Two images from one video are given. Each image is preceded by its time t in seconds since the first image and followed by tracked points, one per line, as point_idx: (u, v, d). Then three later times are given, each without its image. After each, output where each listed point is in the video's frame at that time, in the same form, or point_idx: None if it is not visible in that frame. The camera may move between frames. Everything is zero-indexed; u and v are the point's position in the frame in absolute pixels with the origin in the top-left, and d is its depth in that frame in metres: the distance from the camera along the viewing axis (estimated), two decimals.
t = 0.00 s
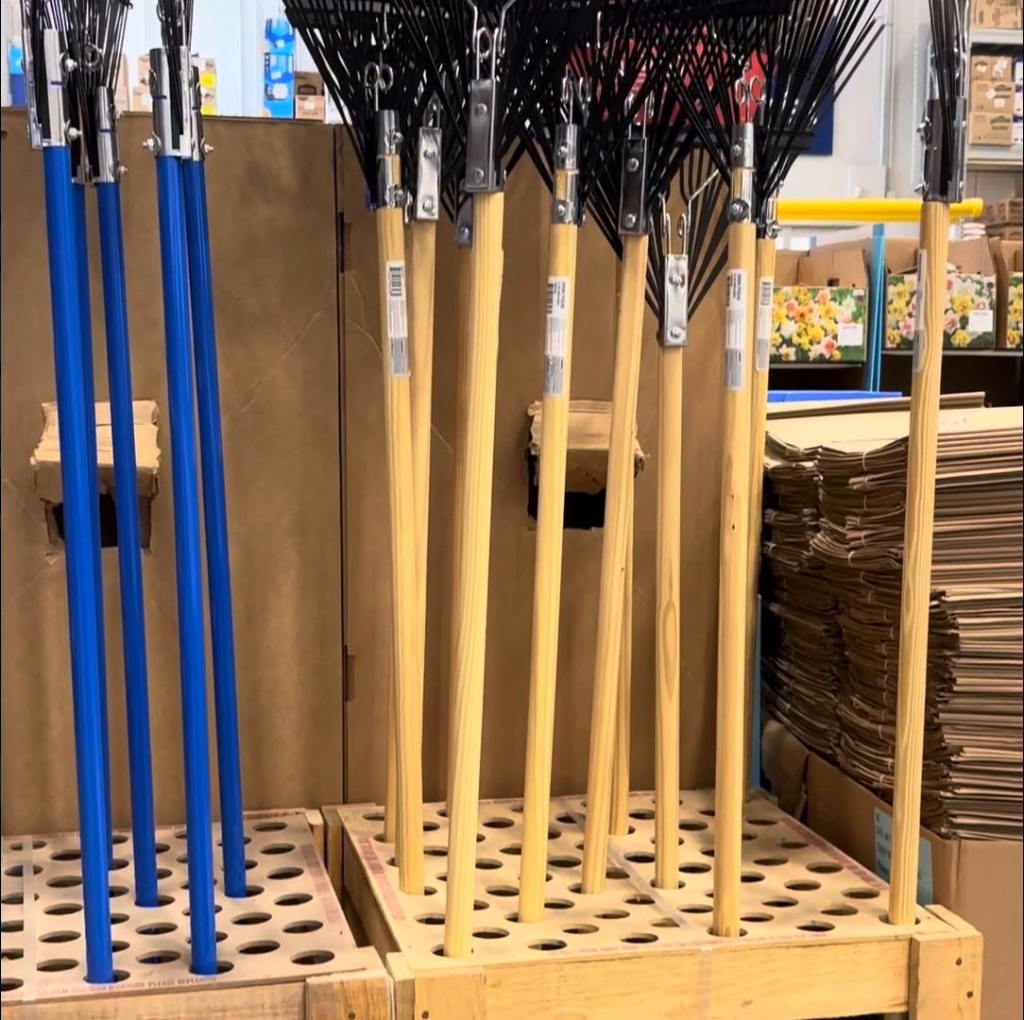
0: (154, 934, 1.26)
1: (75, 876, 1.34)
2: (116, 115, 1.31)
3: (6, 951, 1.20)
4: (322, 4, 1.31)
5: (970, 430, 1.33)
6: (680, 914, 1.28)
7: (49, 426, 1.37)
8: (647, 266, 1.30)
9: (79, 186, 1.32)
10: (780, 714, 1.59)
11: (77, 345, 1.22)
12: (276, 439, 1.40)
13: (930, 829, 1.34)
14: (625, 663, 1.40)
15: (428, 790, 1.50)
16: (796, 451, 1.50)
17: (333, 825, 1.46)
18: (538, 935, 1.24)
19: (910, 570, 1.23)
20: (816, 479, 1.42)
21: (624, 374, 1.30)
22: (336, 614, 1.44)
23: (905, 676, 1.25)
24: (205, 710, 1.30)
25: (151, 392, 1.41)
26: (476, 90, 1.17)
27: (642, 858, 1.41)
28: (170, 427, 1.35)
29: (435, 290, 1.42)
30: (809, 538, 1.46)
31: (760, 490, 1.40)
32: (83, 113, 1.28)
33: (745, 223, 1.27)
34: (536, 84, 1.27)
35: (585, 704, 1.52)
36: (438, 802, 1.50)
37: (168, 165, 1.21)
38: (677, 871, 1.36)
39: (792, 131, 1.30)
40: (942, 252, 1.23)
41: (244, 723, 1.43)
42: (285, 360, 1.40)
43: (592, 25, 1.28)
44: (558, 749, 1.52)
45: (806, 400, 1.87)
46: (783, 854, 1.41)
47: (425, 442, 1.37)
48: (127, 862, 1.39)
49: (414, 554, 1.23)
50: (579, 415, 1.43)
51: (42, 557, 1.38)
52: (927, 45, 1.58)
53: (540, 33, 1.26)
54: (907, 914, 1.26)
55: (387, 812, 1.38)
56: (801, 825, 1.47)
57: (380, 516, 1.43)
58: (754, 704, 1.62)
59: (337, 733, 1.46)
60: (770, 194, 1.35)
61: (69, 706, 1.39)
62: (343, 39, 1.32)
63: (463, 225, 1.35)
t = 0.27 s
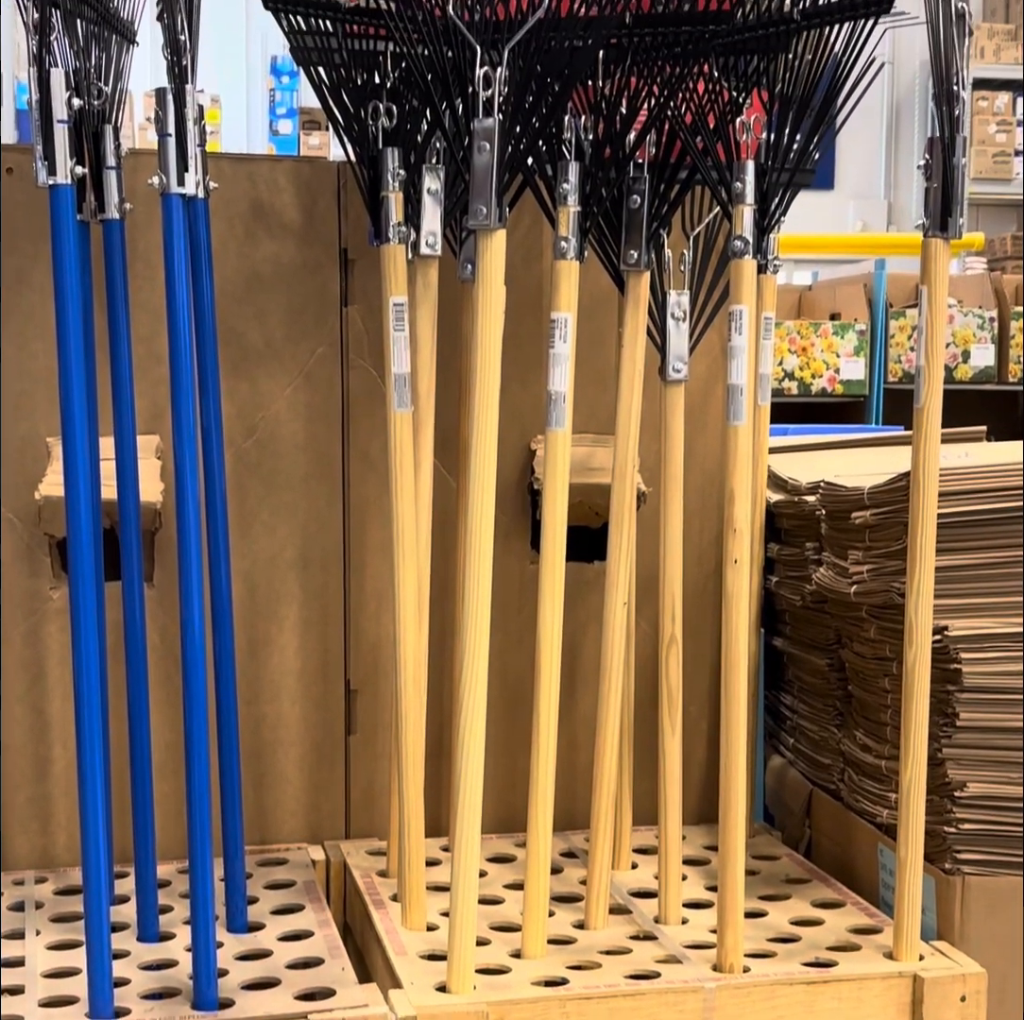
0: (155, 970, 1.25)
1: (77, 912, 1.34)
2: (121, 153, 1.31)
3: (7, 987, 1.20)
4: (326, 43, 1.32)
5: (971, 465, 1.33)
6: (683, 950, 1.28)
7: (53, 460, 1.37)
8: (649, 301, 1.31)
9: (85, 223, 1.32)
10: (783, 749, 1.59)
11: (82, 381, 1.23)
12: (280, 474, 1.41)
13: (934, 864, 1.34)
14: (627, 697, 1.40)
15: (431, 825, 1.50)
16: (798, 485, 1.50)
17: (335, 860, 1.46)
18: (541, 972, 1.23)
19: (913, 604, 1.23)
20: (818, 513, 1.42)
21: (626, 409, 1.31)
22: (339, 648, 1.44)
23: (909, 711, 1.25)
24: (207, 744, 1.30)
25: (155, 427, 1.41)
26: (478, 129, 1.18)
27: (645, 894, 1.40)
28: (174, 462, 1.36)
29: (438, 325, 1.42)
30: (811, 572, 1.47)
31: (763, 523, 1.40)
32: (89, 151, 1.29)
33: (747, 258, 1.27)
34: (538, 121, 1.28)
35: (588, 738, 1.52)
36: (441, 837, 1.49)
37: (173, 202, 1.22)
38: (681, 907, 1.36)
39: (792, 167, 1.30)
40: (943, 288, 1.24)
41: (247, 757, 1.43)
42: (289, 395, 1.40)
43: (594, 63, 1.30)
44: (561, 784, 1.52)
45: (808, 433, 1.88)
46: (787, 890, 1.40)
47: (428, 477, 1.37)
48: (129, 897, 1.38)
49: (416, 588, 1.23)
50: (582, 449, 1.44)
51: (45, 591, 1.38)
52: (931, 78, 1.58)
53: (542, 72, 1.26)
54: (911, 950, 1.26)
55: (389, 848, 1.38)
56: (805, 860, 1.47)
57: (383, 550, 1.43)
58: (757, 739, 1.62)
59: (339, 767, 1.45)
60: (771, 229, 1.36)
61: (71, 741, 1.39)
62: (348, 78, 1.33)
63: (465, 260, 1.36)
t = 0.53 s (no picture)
0: (160, 1003, 1.25)
1: (82, 944, 1.33)
2: (129, 185, 1.32)
3: None
4: (333, 77, 1.32)
5: (976, 495, 1.33)
6: (689, 983, 1.27)
7: (61, 490, 1.37)
8: (653, 333, 1.31)
9: (92, 255, 1.33)
10: (789, 780, 1.58)
11: (89, 414, 1.23)
12: (286, 504, 1.41)
13: (941, 896, 1.34)
14: (633, 728, 1.40)
15: (437, 856, 1.49)
16: (803, 515, 1.50)
17: (340, 892, 1.45)
18: (547, 1006, 1.22)
19: (918, 635, 1.22)
20: (823, 544, 1.42)
21: (631, 440, 1.31)
22: (345, 679, 1.44)
23: (915, 743, 1.24)
24: (212, 775, 1.30)
25: (162, 457, 1.42)
26: (483, 162, 1.19)
27: (651, 926, 1.40)
28: (181, 493, 1.36)
29: (444, 357, 1.43)
30: (817, 603, 1.47)
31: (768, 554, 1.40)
32: (96, 184, 1.29)
33: (750, 291, 1.29)
34: (543, 155, 1.28)
35: (594, 769, 1.52)
36: (446, 868, 1.49)
37: (181, 236, 1.23)
38: (687, 939, 1.35)
39: (797, 200, 1.30)
40: (946, 319, 1.24)
41: (252, 789, 1.43)
42: (295, 426, 1.41)
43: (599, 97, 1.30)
44: (566, 816, 1.52)
45: (813, 462, 1.89)
46: (793, 922, 1.40)
47: (433, 507, 1.37)
48: (134, 929, 1.38)
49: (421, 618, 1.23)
50: (587, 479, 1.44)
51: (51, 622, 1.38)
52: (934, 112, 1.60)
53: (547, 106, 1.27)
54: (918, 983, 1.24)
55: (394, 879, 1.37)
56: (811, 892, 1.46)
57: (388, 580, 1.43)
58: (764, 770, 1.62)
59: (345, 798, 1.45)
60: (776, 261, 1.35)
61: (77, 772, 1.39)
62: (354, 112, 1.34)
63: (471, 291, 1.36)
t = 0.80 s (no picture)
0: None
1: (90, 970, 1.32)
2: (140, 213, 1.32)
3: None
4: (344, 105, 1.33)
5: (987, 522, 1.33)
6: (700, 1012, 1.26)
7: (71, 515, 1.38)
8: (663, 360, 1.32)
9: (104, 281, 1.33)
10: (800, 807, 1.58)
11: (100, 440, 1.24)
12: (296, 530, 1.41)
13: (952, 924, 1.33)
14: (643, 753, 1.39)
15: (446, 882, 1.49)
16: (813, 540, 1.50)
17: (349, 919, 1.45)
18: None
19: (928, 662, 1.22)
20: (833, 569, 1.42)
21: (640, 466, 1.31)
22: (354, 704, 1.44)
23: (926, 770, 1.23)
24: (221, 801, 1.29)
25: (173, 483, 1.42)
26: (493, 190, 1.19)
27: (661, 954, 1.39)
28: (191, 519, 1.36)
29: (454, 383, 1.44)
30: (827, 629, 1.46)
31: (778, 580, 1.40)
32: (108, 211, 1.29)
33: (760, 317, 1.29)
34: (552, 183, 1.29)
35: (603, 795, 1.51)
36: (456, 895, 1.48)
37: (192, 263, 1.23)
38: (697, 967, 1.34)
39: (806, 227, 1.31)
40: (955, 346, 1.23)
41: (261, 815, 1.43)
42: (305, 451, 1.42)
43: (608, 124, 1.30)
44: (576, 842, 1.51)
45: (822, 489, 1.89)
46: (804, 950, 1.39)
47: (443, 532, 1.38)
48: (143, 956, 1.37)
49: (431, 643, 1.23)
50: (596, 505, 1.45)
51: (61, 647, 1.38)
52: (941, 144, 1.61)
53: (557, 134, 1.28)
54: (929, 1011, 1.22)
55: (403, 906, 1.37)
56: (822, 919, 1.45)
57: (398, 606, 1.43)
58: (774, 797, 1.61)
59: (354, 824, 1.45)
60: (785, 288, 1.36)
61: (86, 798, 1.39)
62: (365, 140, 1.34)
63: (481, 318, 1.38)
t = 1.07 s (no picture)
0: None
1: (104, 992, 1.32)
2: (157, 237, 1.33)
3: None
4: (360, 129, 1.34)
5: (1002, 543, 1.33)
6: None
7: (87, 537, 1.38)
8: (677, 382, 1.32)
9: (121, 305, 1.33)
10: (815, 829, 1.57)
11: (117, 463, 1.24)
12: (311, 551, 1.42)
13: (968, 948, 1.33)
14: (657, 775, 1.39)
15: (460, 904, 1.48)
16: (827, 562, 1.50)
17: (363, 941, 1.44)
18: None
19: (943, 684, 1.22)
20: (848, 591, 1.42)
21: (655, 487, 1.31)
22: (368, 726, 1.44)
23: (942, 793, 1.22)
24: (236, 822, 1.29)
25: (189, 505, 1.43)
26: (508, 213, 1.20)
27: (676, 977, 1.38)
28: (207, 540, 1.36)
29: (469, 405, 1.44)
30: (842, 652, 1.46)
31: (792, 603, 1.40)
32: (126, 235, 1.30)
33: (773, 339, 1.29)
34: (568, 206, 1.29)
35: (618, 817, 1.51)
36: (470, 917, 1.48)
37: (208, 286, 1.24)
38: (712, 990, 1.34)
39: (819, 250, 1.31)
40: (970, 368, 1.23)
41: (275, 837, 1.43)
42: (320, 473, 1.42)
43: (622, 148, 1.31)
44: (590, 864, 1.51)
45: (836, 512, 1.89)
46: (820, 973, 1.38)
47: (457, 553, 1.38)
48: (158, 978, 1.37)
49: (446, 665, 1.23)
50: (610, 526, 1.45)
51: (76, 668, 1.39)
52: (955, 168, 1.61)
53: (571, 157, 1.28)
54: None
55: (418, 928, 1.36)
56: (837, 942, 1.45)
57: (412, 627, 1.43)
58: (789, 819, 1.61)
59: (368, 846, 1.45)
60: (799, 310, 1.37)
61: (101, 819, 1.39)
62: (381, 163, 1.35)
63: (495, 340, 1.37)
